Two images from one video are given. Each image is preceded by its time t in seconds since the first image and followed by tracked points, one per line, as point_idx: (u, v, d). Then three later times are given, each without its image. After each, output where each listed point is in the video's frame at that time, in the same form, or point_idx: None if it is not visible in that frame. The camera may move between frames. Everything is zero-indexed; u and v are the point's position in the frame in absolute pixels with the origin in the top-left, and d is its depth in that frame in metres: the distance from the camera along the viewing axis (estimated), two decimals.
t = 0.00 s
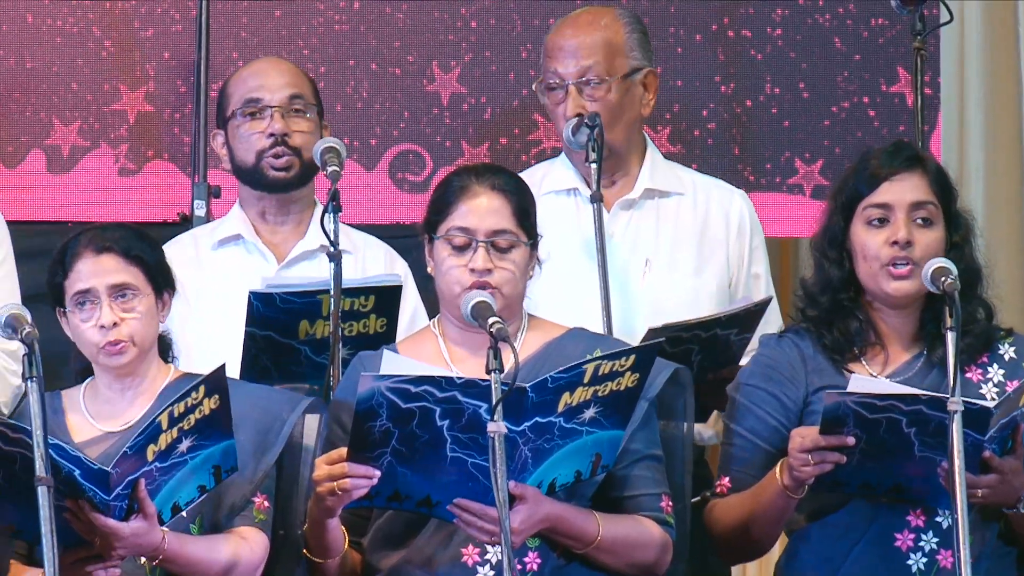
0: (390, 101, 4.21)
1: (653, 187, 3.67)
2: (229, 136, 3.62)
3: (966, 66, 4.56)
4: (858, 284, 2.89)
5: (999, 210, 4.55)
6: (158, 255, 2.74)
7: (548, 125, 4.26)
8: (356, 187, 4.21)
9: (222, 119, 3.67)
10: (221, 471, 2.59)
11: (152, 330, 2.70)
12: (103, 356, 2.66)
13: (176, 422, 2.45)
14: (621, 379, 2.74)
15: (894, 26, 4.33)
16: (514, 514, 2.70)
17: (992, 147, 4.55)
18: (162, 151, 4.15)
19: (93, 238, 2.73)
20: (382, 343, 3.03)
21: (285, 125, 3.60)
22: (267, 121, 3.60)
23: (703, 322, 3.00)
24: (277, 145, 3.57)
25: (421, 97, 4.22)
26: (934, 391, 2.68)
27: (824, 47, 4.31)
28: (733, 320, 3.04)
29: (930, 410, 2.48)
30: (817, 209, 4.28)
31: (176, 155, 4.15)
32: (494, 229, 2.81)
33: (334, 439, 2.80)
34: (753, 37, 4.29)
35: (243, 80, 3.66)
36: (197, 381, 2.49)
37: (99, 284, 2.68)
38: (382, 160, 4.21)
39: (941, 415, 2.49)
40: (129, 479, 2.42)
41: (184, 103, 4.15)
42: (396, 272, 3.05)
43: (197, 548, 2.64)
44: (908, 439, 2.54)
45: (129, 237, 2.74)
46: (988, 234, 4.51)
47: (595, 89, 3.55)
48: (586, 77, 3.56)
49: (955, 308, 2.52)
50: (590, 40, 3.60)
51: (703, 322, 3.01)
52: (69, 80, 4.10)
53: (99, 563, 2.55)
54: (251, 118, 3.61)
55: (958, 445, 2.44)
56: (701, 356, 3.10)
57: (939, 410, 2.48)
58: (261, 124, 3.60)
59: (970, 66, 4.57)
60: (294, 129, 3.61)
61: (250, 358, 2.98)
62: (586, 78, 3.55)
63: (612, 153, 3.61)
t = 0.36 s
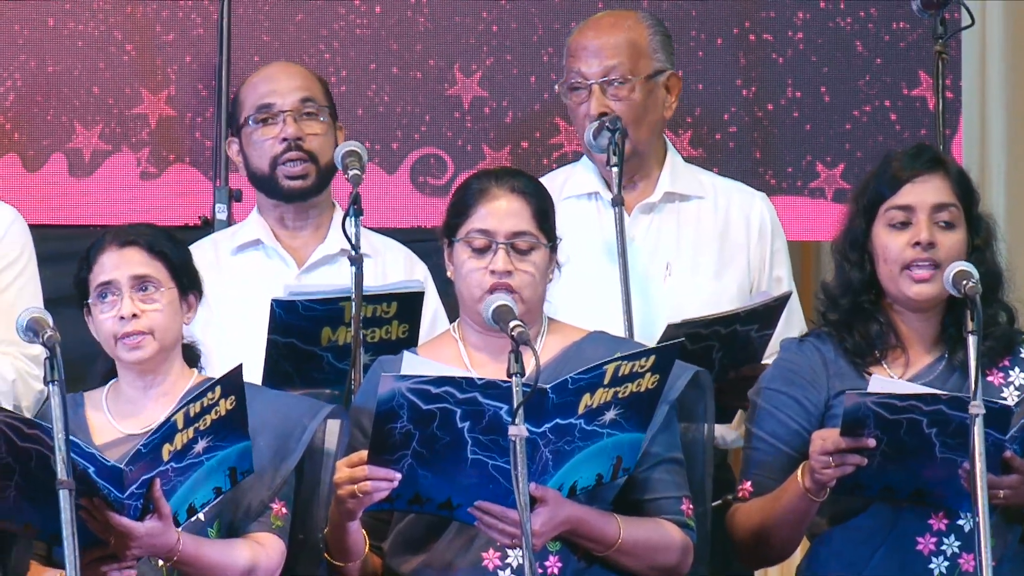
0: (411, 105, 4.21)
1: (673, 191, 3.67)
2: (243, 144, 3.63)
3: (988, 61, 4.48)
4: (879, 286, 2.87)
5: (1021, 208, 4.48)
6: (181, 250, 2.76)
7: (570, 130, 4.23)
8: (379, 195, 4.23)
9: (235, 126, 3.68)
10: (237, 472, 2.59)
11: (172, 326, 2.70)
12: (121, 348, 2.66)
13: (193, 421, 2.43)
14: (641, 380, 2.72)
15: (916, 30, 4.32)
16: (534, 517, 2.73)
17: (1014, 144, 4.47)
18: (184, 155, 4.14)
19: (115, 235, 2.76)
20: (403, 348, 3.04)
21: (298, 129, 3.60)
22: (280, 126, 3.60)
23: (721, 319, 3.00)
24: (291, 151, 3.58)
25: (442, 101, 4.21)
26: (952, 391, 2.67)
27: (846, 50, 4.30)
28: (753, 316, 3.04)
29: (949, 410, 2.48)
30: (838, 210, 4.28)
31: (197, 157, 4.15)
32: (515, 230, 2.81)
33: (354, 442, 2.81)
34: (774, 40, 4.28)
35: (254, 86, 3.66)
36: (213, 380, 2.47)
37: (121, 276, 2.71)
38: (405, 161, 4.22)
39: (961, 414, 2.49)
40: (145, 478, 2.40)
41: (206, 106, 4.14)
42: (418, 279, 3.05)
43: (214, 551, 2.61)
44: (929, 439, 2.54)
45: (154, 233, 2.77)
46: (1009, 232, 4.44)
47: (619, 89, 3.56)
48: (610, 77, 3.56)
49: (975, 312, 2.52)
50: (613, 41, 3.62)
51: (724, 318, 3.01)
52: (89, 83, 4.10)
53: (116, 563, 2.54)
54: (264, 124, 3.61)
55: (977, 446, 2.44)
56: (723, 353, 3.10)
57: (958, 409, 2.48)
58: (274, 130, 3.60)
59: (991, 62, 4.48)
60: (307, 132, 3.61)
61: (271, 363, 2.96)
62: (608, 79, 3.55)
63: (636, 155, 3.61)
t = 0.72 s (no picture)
0: (435, 112, 4.21)
1: (703, 200, 3.65)
2: (258, 152, 3.62)
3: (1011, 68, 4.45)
4: (905, 289, 2.88)
5: None
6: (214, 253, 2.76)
7: (593, 136, 4.24)
8: (400, 200, 4.20)
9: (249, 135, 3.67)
10: (264, 483, 2.58)
11: (198, 330, 2.70)
12: (145, 346, 2.66)
13: (223, 431, 2.44)
14: (663, 388, 2.72)
15: (939, 37, 4.33)
16: (557, 525, 2.71)
17: None
18: (208, 163, 4.15)
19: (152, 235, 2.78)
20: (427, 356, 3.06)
21: (313, 137, 3.59)
22: (295, 134, 3.60)
23: (745, 331, 2.98)
24: (306, 159, 3.57)
25: (465, 108, 4.21)
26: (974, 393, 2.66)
27: (869, 58, 4.30)
28: (776, 331, 3.02)
29: (975, 411, 2.47)
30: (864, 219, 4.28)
31: (220, 166, 4.16)
32: (536, 236, 2.79)
33: (376, 451, 2.82)
34: (798, 48, 4.29)
35: (267, 94, 3.66)
36: (245, 390, 2.48)
37: (153, 275, 2.71)
38: (425, 177, 4.20)
39: (986, 416, 2.48)
40: (173, 486, 2.43)
41: (228, 118, 4.16)
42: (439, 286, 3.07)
43: (240, 559, 2.61)
44: (954, 443, 2.53)
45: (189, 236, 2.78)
46: None
47: (661, 89, 3.59)
48: (655, 74, 3.59)
49: (999, 319, 2.51)
50: (664, 40, 3.63)
51: (747, 332, 2.99)
52: (113, 90, 4.11)
53: (140, 570, 2.54)
54: (278, 132, 3.60)
55: (1002, 452, 2.41)
56: (747, 366, 3.08)
57: (983, 411, 2.47)
58: (289, 137, 3.60)
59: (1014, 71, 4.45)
60: (322, 140, 3.61)
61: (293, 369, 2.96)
62: (653, 76, 3.58)
63: (670, 157, 3.62)
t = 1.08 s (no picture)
0: (460, 112, 4.21)
1: (736, 203, 3.66)
2: (286, 151, 3.63)
3: None
4: (932, 292, 2.87)
5: None
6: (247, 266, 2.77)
7: (618, 136, 4.24)
8: (426, 200, 4.21)
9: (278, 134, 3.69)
10: (294, 482, 2.63)
11: (228, 342, 2.71)
12: (173, 353, 2.68)
13: (260, 426, 2.48)
14: (689, 389, 2.71)
15: (963, 36, 4.32)
16: (582, 525, 2.71)
17: None
18: (232, 163, 4.15)
19: (188, 238, 2.78)
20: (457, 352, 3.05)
21: (340, 135, 3.60)
22: (323, 133, 3.61)
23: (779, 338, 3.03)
24: (333, 157, 3.57)
25: (490, 108, 4.21)
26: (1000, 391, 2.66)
27: (894, 57, 4.29)
28: (808, 339, 3.08)
29: (1000, 411, 2.47)
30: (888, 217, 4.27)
31: (244, 166, 4.16)
32: (558, 237, 2.77)
33: (402, 452, 2.82)
34: (822, 47, 4.27)
35: (295, 94, 3.68)
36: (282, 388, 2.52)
37: (186, 285, 2.71)
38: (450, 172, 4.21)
39: (1011, 415, 2.48)
40: (207, 481, 2.47)
41: (254, 116, 4.16)
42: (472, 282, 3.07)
43: (267, 556, 2.65)
44: (981, 443, 2.52)
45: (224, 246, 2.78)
46: None
47: (697, 95, 3.58)
48: (691, 79, 3.59)
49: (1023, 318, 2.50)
50: (708, 46, 3.64)
51: (781, 339, 3.04)
52: (138, 90, 4.11)
53: (168, 563, 2.60)
54: (307, 131, 3.62)
55: None
56: (777, 374, 3.11)
57: (1008, 410, 2.47)
58: (317, 136, 3.61)
59: None
60: (349, 139, 3.61)
61: (324, 367, 2.96)
62: (690, 81, 3.58)
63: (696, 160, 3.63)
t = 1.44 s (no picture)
0: (484, 110, 4.20)
1: (762, 203, 3.66)
2: (319, 150, 3.65)
3: None
4: (957, 290, 2.87)
5: None
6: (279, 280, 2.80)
7: (643, 135, 4.21)
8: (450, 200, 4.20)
9: (311, 132, 3.70)
10: (321, 479, 2.64)
11: (259, 354, 2.77)
12: (206, 364, 2.74)
13: (288, 420, 2.48)
14: (712, 388, 2.71)
15: (988, 36, 4.28)
16: (606, 524, 2.70)
17: None
18: (257, 161, 4.12)
19: (224, 247, 2.83)
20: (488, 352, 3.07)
21: (375, 136, 3.61)
22: (357, 133, 3.62)
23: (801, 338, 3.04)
24: (367, 157, 3.59)
25: (514, 107, 4.20)
26: None
27: (918, 57, 4.26)
28: (832, 338, 3.08)
29: None
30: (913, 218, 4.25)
31: (269, 164, 4.12)
32: (581, 235, 2.77)
33: (427, 451, 2.82)
34: (846, 46, 4.25)
35: (329, 93, 3.69)
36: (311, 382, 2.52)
37: (220, 299, 2.76)
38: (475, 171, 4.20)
39: None
40: (235, 474, 2.46)
41: (280, 113, 4.12)
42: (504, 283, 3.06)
43: (295, 553, 2.67)
44: (1009, 442, 2.49)
45: (258, 260, 2.81)
46: None
47: (722, 98, 3.59)
48: (717, 81, 3.60)
49: None
50: (732, 49, 3.64)
51: (803, 338, 3.05)
52: (162, 89, 4.10)
53: (194, 555, 2.62)
54: (341, 130, 3.63)
55: None
56: (801, 373, 3.12)
57: None
58: (351, 137, 3.62)
59: None
60: (383, 140, 3.62)
61: (355, 369, 3.00)
62: (717, 83, 3.60)
63: (721, 161, 3.63)
